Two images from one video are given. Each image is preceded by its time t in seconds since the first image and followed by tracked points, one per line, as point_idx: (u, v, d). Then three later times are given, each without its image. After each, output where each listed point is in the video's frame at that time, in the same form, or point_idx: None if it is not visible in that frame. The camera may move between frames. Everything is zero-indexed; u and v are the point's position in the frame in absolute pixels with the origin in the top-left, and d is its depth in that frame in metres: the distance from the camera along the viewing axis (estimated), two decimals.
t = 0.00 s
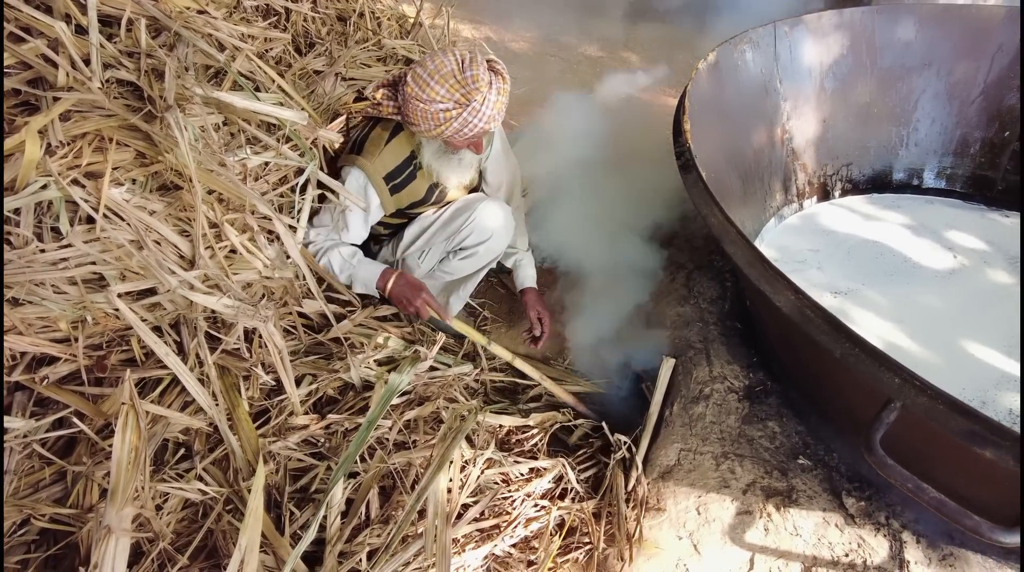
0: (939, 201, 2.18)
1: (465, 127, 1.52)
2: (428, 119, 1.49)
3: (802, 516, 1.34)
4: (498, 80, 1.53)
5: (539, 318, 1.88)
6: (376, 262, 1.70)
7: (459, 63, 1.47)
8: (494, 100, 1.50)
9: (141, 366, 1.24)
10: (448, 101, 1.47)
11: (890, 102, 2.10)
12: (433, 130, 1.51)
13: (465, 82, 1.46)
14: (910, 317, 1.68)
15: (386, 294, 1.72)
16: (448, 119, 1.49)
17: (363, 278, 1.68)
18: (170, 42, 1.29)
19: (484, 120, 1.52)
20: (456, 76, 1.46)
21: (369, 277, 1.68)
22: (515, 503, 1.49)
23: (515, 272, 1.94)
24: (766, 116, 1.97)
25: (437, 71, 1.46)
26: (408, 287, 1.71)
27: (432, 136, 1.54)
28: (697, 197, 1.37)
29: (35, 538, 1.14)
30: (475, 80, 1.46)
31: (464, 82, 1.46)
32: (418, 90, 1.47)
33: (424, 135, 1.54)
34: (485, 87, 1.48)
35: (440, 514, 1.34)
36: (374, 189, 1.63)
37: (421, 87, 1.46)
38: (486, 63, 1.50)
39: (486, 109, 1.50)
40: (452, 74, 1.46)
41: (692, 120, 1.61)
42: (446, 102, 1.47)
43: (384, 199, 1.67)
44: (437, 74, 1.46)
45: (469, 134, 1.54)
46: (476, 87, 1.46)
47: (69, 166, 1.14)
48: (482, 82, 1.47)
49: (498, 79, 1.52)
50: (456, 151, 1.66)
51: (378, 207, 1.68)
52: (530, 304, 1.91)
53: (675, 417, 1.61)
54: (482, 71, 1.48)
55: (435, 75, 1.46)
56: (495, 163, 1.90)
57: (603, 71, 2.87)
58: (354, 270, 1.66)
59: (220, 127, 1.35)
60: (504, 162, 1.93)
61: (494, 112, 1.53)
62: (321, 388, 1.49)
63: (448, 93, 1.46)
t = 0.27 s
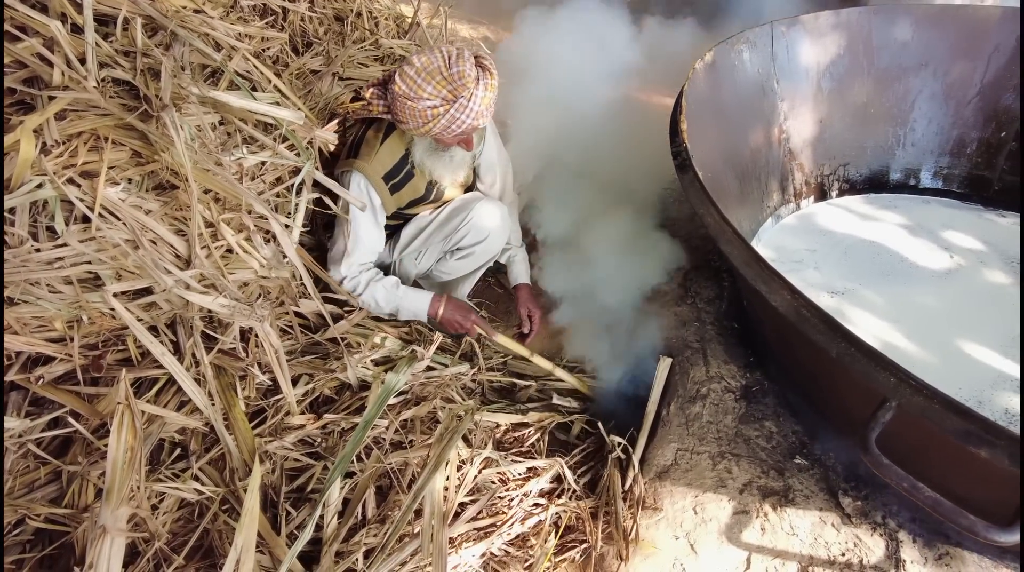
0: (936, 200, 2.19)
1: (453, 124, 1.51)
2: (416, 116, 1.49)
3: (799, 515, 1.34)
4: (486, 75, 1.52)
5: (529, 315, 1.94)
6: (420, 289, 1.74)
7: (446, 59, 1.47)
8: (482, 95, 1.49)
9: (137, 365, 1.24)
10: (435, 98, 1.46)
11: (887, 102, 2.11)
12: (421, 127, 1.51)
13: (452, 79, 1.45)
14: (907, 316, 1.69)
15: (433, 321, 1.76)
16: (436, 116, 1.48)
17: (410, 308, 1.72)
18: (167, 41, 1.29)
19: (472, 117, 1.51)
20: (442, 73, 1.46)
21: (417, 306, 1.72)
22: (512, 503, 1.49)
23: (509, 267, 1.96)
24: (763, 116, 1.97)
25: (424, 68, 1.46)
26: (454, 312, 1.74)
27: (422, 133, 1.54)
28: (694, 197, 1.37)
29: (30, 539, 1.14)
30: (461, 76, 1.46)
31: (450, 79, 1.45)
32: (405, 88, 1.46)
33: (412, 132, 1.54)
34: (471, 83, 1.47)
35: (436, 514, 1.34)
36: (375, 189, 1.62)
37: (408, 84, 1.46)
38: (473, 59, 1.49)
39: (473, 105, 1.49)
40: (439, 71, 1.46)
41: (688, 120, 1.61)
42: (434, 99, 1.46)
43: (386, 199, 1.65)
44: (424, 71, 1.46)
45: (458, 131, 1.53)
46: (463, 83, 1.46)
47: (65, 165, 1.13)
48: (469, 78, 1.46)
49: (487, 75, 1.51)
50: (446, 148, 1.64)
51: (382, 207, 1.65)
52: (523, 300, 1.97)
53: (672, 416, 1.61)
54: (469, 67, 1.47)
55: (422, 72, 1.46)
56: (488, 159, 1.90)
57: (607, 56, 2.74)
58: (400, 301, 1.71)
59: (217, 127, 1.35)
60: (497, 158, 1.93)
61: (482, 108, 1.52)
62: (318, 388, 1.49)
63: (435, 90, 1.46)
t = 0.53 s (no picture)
0: (932, 201, 2.20)
1: (439, 125, 1.50)
2: (402, 118, 1.48)
3: (796, 515, 1.34)
4: (472, 76, 1.51)
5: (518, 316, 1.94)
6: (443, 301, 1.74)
7: (431, 60, 1.48)
8: (467, 96, 1.49)
9: (135, 366, 1.24)
10: (421, 99, 1.46)
11: (884, 103, 2.11)
12: (408, 129, 1.50)
13: (437, 79, 1.46)
14: (903, 316, 1.69)
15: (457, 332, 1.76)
16: (422, 117, 1.48)
17: (433, 319, 1.73)
18: (164, 42, 1.29)
19: (459, 118, 1.50)
20: (427, 74, 1.46)
21: (441, 318, 1.73)
22: (510, 503, 1.49)
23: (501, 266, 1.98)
24: (760, 117, 1.98)
25: (409, 70, 1.46)
26: (477, 324, 1.74)
27: (409, 135, 1.53)
28: (690, 198, 1.37)
29: (28, 540, 1.14)
30: (446, 77, 1.46)
31: (435, 80, 1.46)
32: (391, 89, 1.46)
33: (400, 134, 1.54)
34: (456, 84, 1.47)
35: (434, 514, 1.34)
36: (370, 193, 1.60)
37: (394, 86, 1.46)
38: (458, 60, 1.49)
39: (459, 106, 1.49)
40: (424, 72, 1.47)
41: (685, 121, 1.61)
42: (419, 100, 1.46)
43: (382, 202, 1.63)
44: (409, 72, 1.46)
45: (445, 132, 1.52)
46: (447, 84, 1.46)
47: (62, 166, 1.13)
48: (454, 79, 1.47)
49: (473, 76, 1.51)
50: (435, 149, 1.62)
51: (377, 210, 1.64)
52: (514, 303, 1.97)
53: (669, 417, 1.61)
54: (454, 68, 1.47)
55: (407, 73, 1.46)
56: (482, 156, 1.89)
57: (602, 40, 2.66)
58: (423, 312, 1.71)
59: (214, 128, 1.35)
60: (490, 155, 1.91)
61: (468, 109, 1.51)
62: (315, 389, 1.49)
63: (420, 91, 1.46)
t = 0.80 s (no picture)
0: (929, 202, 2.21)
1: (436, 125, 1.52)
2: (400, 117, 1.50)
3: (794, 515, 1.35)
4: (470, 77, 1.53)
5: (499, 312, 1.98)
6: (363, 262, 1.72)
7: (430, 60, 1.49)
8: (464, 97, 1.51)
9: (136, 367, 1.24)
10: (419, 99, 1.48)
11: (881, 104, 2.12)
12: (405, 128, 1.52)
13: (435, 80, 1.47)
14: (901, 317, 1.70)
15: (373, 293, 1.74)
16: (420, 116, 1.49)
17: (354, 281, 1.70)
18: (164, 44, 1.29)
19: (455, 118, 1.52)
20: (426, 74, 1.47)
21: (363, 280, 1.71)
22: (509, 504, 1.50)
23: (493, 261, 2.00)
24: (758, 118, 1.98)
25: (408, 70, 1.47)
26: (397, 284, 1.74)
27: (406, 134, 1.54)
28: (689, 199, 1.38)
29: (29, 540, 1.15)
30: (445, 78, 1.47)
31: (434, 80, 1.47)
32: (390, 89, 1.47)
33: (399, 133, 1.55)
34: (454, 85, 1.48)
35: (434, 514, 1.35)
36: (360, 191, 1.64)
37: (393, 85, 1.47)
38: (457, 61, 1.51)
39: (456, 106, 1.51)
40: (422, 72, 1.48)
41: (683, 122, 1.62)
42: (418, 100, 1.47)
43: (371, 202, 1.69)
44: (408, 72, 1.47)
45: (442, 132, 1.54)
46: (446, 84, 1.47)
47: (63, 168, 1.14)
48: (452, 79, 1.48)
49: (470, 77, 1.53)
50: (433, 151, 1.70)
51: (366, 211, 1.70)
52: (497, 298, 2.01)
53: (668, 417, 1.62)
54: (453, 69, 1.49)
55: (406, 73, 1.47)
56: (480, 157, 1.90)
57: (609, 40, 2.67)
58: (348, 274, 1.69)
59: (214, 130, 1.35)
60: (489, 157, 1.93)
61: (465, 109, 1.53)
62: (316, 389, 1.49)
63: (419, 91, 1.47)
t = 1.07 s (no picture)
0: (928, 203, 2.21)
1: (426, 124, 1.53)
2: (391, 116, 1.51)
3: (794, 515, 1.35)
4: (461, 76, 1.52)
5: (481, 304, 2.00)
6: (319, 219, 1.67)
7: (422, 59, 1.49)
8: (454, 97, 1.50)
9: (136, 367, 1.24)
10: (409, 99, 1.49)
11: (881, 105, 2.13)
12: (396, 126, 1.53)
13: (425, 79, 1.47)
14: (900, 317, 1.70)
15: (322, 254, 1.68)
16: (409, 115, 1.50)
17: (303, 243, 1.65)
18: (165, 44, 1.29)
19: (445, 118, 1.52)
20: (416, 73, 1.47)
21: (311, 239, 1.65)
22: (509, 504, 1.50)
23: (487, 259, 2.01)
24: (757, 118, 1.99)
25: (400, 69, 1.48)
26: (344, 246, 1.66)
27: (397, 132, 1.56)
28: (688, 200, 1.38)
29: (30, 541, 1.15)
30: (434, 78, 1.47)
31: (423, 79, 1.47)
32: (381, 87, 1.48)
33: (390, 131, 1.56)
34: (444, 85, 1.48)
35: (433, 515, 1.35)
36: (346, 183, 1.65)
37: (384, 84, 1.48)
38: (448, 60, 1.50)
39: (445, 106, 1.51)
40: (413, 71, 1.48)
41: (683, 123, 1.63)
42: (407, 99, 1.49)
43: (359, 194, 1.68)
44: (399, 71, 1.47)
45: (431, 131, 1.55)
46: (435, 84, 1.47)
47: (64, 168, 1.14)
48: (441, 79, 1.48)
49: (462, 77, 1.52)
50: (425, 149, 1.65)
51: (353, 201, 1.68)
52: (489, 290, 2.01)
53: (668, 418, 1.62)
54: (443, 68, 1.48)
55: (398, 72, 1.48)
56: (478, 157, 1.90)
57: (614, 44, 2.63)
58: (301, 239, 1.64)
59: (215, 131, 1.36)
60: (487, 157, 1.93)
61: (455, 109, 1.53)
62: (315, 390, 1.49)
63: (409, 90, 1.48)
